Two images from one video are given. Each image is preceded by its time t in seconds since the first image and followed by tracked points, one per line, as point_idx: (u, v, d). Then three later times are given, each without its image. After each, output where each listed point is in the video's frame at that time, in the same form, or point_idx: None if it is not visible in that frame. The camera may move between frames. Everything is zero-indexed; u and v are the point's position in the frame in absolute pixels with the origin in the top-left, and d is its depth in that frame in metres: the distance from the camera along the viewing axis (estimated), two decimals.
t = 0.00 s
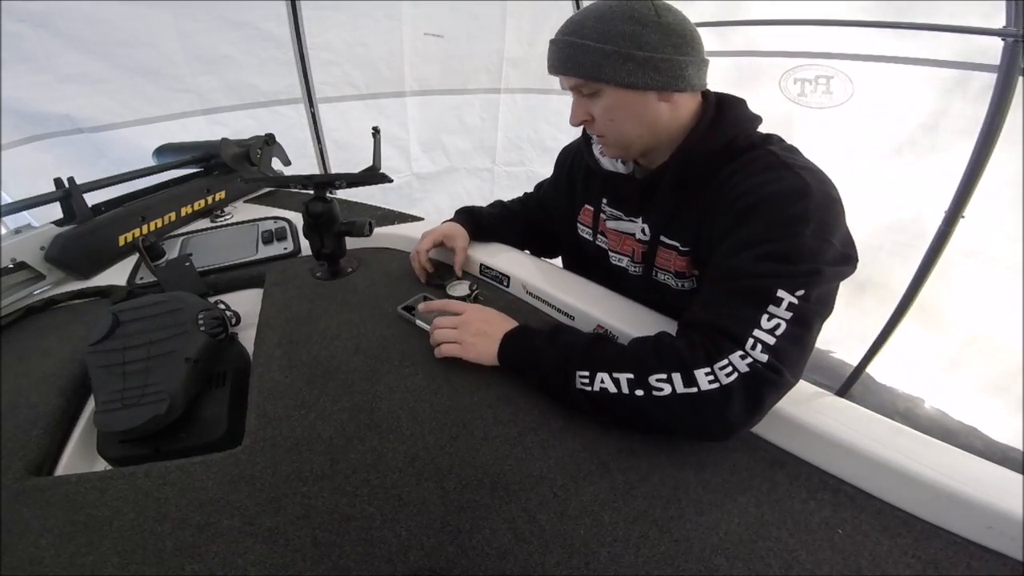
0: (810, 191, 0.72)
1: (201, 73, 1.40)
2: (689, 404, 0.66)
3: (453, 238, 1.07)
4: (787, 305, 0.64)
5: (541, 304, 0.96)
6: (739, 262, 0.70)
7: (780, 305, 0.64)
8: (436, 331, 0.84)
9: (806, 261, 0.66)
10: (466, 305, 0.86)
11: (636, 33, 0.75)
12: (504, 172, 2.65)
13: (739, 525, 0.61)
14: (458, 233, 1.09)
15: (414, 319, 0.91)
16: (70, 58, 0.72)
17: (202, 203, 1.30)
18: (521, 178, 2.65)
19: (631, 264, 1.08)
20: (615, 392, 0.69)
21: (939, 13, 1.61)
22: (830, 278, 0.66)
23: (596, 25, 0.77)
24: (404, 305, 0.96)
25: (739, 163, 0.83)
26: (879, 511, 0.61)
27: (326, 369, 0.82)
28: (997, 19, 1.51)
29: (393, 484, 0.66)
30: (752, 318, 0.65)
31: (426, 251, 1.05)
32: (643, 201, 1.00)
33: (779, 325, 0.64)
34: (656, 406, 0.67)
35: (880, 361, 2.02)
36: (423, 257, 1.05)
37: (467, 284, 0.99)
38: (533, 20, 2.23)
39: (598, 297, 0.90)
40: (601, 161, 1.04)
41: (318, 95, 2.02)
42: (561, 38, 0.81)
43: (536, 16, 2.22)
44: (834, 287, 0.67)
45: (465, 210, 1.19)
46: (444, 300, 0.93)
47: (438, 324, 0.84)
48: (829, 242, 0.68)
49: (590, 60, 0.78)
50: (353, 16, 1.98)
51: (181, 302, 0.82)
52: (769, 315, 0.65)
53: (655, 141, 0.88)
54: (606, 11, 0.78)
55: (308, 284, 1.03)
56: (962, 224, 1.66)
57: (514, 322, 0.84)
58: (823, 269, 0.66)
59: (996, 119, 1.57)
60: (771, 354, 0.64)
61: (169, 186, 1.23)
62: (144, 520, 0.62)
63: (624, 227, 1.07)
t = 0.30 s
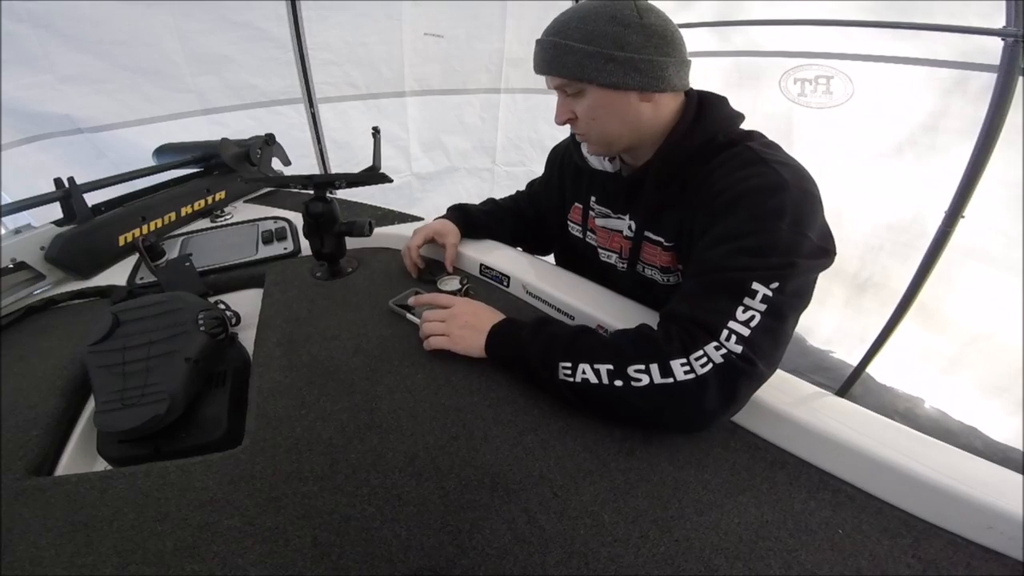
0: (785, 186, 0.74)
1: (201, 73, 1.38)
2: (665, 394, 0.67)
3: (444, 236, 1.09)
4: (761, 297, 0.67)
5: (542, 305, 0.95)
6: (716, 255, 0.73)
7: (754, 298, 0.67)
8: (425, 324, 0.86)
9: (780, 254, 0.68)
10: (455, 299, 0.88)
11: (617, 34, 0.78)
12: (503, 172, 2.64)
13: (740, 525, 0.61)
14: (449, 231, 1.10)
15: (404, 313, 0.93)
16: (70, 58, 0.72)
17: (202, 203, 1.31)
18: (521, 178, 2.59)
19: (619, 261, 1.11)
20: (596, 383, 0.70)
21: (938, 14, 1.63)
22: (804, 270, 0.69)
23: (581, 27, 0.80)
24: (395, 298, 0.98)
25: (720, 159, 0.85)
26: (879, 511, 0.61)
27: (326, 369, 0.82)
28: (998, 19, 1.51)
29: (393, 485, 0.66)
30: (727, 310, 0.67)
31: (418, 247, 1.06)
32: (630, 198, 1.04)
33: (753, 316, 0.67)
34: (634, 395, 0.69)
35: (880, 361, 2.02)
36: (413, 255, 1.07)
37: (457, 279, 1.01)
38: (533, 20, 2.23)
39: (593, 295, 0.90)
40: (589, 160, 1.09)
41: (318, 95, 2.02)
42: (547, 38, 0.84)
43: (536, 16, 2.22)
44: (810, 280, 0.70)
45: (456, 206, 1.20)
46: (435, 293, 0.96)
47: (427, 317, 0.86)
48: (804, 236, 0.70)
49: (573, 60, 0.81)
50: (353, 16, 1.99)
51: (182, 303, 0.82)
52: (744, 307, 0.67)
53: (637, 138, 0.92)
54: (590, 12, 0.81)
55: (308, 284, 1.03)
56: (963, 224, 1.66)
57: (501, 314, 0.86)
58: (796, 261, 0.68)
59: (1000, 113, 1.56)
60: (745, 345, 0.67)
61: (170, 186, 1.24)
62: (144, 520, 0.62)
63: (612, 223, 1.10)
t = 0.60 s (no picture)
0: (765, 181, 0.75)
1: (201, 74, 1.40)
2: (647, 385, 0.68)
3: (434, 232, 1.10)
4: (741, 289, 0.67)
5: (543, 304, 0.94)
6: (697, 250, 0.73)
7: (735, 290, 0.67)
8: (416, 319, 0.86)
9: (760, 247, 0.69)
10: (445, 295, 0.89)
11: (599, 36, 0.79)
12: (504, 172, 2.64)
13: (740, 525, 0.61)
14: (439, 230, 1.11)
15: (396, 309, 0.95)
16: (70, 58, 0.72)
17: (202, 203, 1.31)
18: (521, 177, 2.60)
19: (609, 258, 1.12)
20: (581, 375, 0.71)
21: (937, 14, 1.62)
22: (784, 264, 0.69)
23: (563, 29, 0.81)
24: (387, 295, 0.99)
25: (704, 156, 0.86)
26: (878, 511, 0.61)
27: (326, 369, 0.82)
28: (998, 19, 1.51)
29: (394, 485, 0.66)
30: (708, 302, 0.68)
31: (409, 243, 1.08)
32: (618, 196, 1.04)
33: (734, 308, 0.67)
34: (618, 387, 0.69)
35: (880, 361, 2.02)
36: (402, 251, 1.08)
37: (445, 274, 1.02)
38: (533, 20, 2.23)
39: (585, 292, 0.91)
40: (578, 160, 1.07)
41: (318, 95, 2.01)
42: (532, 40, 0.85)
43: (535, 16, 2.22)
44: (792, 273, 0.70)
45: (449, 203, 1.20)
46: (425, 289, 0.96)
47: (418, 313, 0.87)
48: (785, 229, 0.71)
49: (557, 62, 0.82)
50: (353, 16, 1.99)
51: (182, 302, 0.82)
52: (724, 299, 0.67)
53: (623, 137, 0.93)
54: (572, 14, 0.82)
55: (307, 284, 1.03)
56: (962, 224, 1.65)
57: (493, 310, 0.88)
58: (776, 255, 0.68)
59: (999, 114, 1.55)
60: (725, 337, 0.67)
61: (170, 186, 1.24)
62: (144, 520, 0.62)
63: (602, 222, 1.10)
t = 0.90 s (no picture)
0: (749, 176, 0.75)
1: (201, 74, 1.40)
2: (631, 378, 0.69)
3: (426, 228, 1.11)
4: (723, 284, 0.67)
5: (545, 304, 0.93)
6: (681, 246, 0.74)
7: (717, 285, 0.68)
8: (409, 315, 0.86)
9: (743, 243, 0.69)
10: (437, 291, 0.89)
11: (588, 37, 0.80)
12: (504, 172, 2.64)
13: (740, 525, 0.61)
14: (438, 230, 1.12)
15: (389, 305, 0.95)
16: (69, 58, 0.72)
17: (202, 203, 1.30)
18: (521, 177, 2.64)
19: (604, 257, 1.11)
20: (566, 368, 0.73)
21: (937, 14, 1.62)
22: (767, 259, 0.69)
23: (553, 30, 0.82)
24: (381, 292, 0.99)
25: (690, 153, 0.86)
26: (879, 511, 0.61)
27: (326, 369, 0.82)
28: (998, 20, 1.50)
29: (393, 485, 0.66)
30: (690, 297, 0.68)
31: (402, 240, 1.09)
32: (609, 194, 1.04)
33: (716, 303, 0.68)
34: (603, 379, 0.70)
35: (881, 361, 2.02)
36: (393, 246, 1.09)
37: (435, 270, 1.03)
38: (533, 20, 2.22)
39: (580, 291, 0.91)
40: (570, 159, 1.08)
41: (318, 95, 2.01)
42: (523, 41, 0.86)
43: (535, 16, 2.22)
44: (775, 269, 0.71)
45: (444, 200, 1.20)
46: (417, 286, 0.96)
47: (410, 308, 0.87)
48: (768, 225, 0.71)
49: (546, 63, 0.83)
50: (353, 16, 1.98)
51: (181, 302, 0.82)
52: (706, 294, 0.68)
53: (613, 137, 0.93)
54: (562, 15, 0.83)
55: (307, 284, 1.03)
56: (963, 224, 1.64)
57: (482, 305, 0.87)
58: (758, 251, 0.69)
59: (1000, 113, 1.54)
60: (707, 331, 0.67)
61: (169, 186, 1.23)
62: (144, 521, 0.62)
63: (595, 220, 1.10)
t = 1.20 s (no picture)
0: (732, 172, 0.77)
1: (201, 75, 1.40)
2: (615, 369, 0.71)
3: (417, 224, 1.12)
4: (705, 277, 0.70)
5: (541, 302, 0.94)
6: (665, 241, 0.76)
7: (699, 277, 0.70)
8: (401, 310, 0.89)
9: (726, 238, 0.72)
10: (428, 286, 0.91)
11: (574, 38, 0.81)
12: (504, 172, 2.64)
13: (740, 524, 0.61)
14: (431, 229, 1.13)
15: (382, 301, 0.97)
16: (69, 59, 0.72)
17: (201, 203, 1.30)
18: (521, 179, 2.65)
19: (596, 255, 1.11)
20: (553, 360, 0.74)
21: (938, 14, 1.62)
22: (749, 252, 0.72)
23: (540, 31, 0.83)
24: (375, 287, 1.01)
25: (677, 150, 0.88)
26: (879, 511, 0.61)
27: (326, 369, 0.82)
28: (998, 19, 1.51)
29: (393, 485, 0.66)
30: (673, 289, 0.70)
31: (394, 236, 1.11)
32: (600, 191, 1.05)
33: (698, 295, 0.70)
34: (589, 371, 0.72)
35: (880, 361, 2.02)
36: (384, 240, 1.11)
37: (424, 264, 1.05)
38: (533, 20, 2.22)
39: (573, 288, 0.91)
40: (562, 159, 1.07)
41: (318, 95, 2.01)
42: (511, 43, 0.87)
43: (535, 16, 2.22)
44: (757, 262, 0.73)
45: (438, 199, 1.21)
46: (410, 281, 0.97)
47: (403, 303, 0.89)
48: (751, 219, 0.73)
49: (533, 64, 0.84)
50: (353, 15, 1.98)
51: (182, 302, 0.82)
52: (689, 286, 0.70)
53: (601, 137, 0.94)
54: (548, 17, 0.84)
55: (307, 284, 1.03)
56: (962, 224, 1.66)
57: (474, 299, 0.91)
58: (740, 245, 0.71)
59: (1000, 113, 1.54)
60: (688, 322, 0.69)
61: (170, 186, 1.23)
62: (144, 521, 0.62)
63: (588, 219, 1.09)
